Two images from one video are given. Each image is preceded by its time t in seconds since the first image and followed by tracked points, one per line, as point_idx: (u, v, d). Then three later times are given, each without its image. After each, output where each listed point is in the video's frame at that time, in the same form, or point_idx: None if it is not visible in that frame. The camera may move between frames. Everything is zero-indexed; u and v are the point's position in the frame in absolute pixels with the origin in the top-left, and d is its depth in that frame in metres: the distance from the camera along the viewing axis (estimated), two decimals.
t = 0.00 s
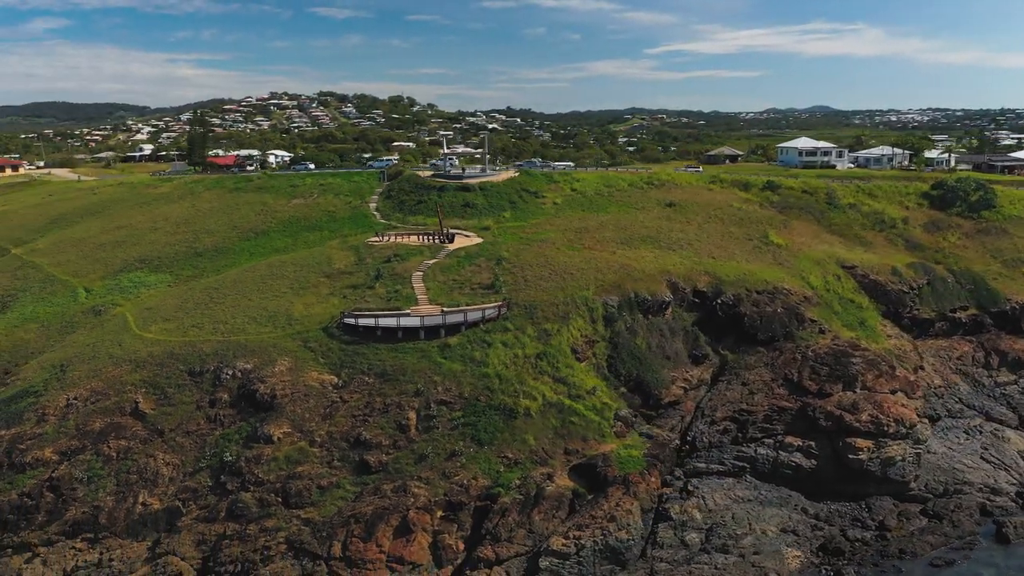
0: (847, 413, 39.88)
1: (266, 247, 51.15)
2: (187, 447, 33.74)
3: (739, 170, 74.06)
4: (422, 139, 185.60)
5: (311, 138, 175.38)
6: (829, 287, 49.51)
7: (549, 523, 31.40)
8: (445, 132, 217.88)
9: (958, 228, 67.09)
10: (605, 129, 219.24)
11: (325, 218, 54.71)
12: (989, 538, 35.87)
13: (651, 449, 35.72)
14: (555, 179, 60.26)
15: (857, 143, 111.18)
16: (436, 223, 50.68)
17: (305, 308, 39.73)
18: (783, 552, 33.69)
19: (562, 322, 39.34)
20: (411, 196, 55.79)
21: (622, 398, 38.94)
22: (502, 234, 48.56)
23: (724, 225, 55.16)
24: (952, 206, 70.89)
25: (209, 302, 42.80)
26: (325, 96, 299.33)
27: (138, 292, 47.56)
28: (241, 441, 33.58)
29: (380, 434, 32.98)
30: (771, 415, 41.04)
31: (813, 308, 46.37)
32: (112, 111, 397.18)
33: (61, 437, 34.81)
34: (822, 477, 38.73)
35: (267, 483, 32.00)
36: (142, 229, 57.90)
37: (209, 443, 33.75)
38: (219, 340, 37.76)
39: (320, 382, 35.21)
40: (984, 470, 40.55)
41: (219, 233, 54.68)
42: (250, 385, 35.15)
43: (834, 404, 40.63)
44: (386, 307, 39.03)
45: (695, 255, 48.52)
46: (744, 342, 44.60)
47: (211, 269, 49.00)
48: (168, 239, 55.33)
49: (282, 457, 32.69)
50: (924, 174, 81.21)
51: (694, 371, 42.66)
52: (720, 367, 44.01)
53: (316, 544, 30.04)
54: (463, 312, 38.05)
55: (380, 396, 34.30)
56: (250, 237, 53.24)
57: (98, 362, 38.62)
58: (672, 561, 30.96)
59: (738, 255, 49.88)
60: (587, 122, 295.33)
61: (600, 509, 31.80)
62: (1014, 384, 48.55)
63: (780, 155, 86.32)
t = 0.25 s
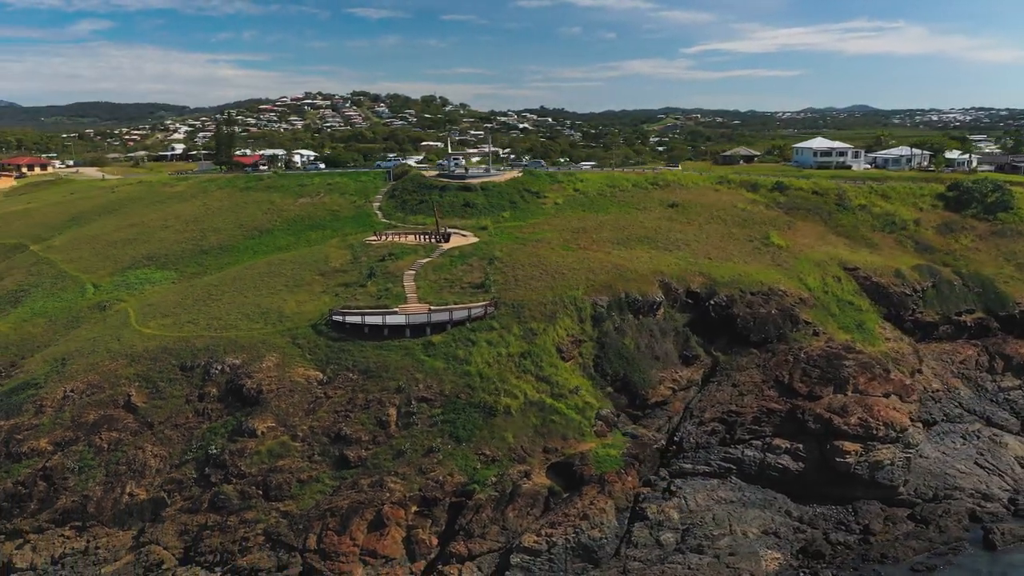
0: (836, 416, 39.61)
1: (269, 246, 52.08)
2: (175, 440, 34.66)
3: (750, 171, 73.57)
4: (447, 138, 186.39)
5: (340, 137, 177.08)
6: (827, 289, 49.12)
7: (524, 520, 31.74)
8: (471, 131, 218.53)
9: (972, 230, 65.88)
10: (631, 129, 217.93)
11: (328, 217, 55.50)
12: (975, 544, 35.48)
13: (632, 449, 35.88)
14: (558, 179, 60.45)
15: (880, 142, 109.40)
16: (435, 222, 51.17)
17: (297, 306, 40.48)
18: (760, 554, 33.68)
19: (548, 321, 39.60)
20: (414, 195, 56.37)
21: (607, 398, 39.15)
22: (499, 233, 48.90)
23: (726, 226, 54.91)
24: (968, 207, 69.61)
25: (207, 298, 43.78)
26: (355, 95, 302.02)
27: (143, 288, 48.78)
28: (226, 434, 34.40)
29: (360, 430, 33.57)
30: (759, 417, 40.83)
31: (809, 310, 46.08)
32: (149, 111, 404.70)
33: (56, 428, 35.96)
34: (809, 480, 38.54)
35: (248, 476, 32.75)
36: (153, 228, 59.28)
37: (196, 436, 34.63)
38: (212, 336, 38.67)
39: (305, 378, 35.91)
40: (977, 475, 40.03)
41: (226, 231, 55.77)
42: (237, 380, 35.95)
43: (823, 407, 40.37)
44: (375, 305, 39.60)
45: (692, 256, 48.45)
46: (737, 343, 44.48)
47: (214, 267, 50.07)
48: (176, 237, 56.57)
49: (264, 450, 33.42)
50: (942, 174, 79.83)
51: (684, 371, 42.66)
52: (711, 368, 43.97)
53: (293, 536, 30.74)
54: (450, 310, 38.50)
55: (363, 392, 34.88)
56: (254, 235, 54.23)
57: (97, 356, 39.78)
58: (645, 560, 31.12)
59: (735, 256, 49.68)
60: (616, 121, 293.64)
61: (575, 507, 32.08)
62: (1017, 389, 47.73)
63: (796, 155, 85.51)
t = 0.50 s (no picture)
0: (828, 419, 39.18)
1: (276, 244, 53.08)
2: (169, 431, 35.66)
3: (765, 172, 72.92)
4: (476, 137, 186.99)
5: (378, 136, 178.29)
6: (830, 292, 48.67)
7: (501, 516, 32.04)
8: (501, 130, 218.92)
9: (991, 231, 64.43)
10: (662, 128, 216.29)
11: (336, 215, 56.32)
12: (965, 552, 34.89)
13: (616, 449, 36.06)
14: (566, 179, 60.64)
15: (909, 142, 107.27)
16: (438, 221, 51.69)
17: (293, 303, 41.33)
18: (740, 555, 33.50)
19: (538, 321, 39.89)
20: (420, 195, 56.97)
21: (596, 399, 39.37)
22: (499, 233, 49.26)
23: (731, 226, 54.62)
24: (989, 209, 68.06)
25: (210, 295, 44.85)
26: (392, 95, 303.84)
27: (152, 284, 50.07)
28: (217, 427, 35.29)
29: (345, 425, 34.21)
30: (751, 419, 40.51)
31: (808, 313, 45.77)
32: (191, 111, 411.67)
33: (57, 417, 37.19)
34: (799, 483, 38.18)
35: (235, 468, 33.54)
36: (169, 225, 60.75)
37: (189, 429, 35.59)
38: (209, 331, 39.67)
39: (296, 373, 36.72)
40: (974, 482, 39.29)
41: (236, 229, 56.96)
42: (230, 374, 36.84)
43: (817, 409, 39.91)
44: (368, 303, 40.23)
45: (691, 257, 48.39)
46: (733, 344, 44.33)
47: (222, 264, 51.23)
48: (189, 234, 57.89)
49: (252, 443, 34.20)
50: (965, 176, 78.19)
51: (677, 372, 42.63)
52: (706, 369, 43.86)
53: (274, 527, 31.47)
54: (440, 308, 39.03)
55: (350, 388, 35.56)
56: (263, 233, 55.29)
57: (101, 349, 41.02)
58: (621, 559, 31.06)
59: (737, 257, 49.43)
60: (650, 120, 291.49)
61: (553, 505, 32.42)
62: None
63: (816, 157, 84.68)
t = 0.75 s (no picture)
0: (829, 424, 38.64)
1: (291, 242, 54.26)
2: (173, 423, 36.87)
3: (789, 173, 71.94)
4: (513, 136, 187.21)
5: (417, 135, 179.91)
6: (840, 295, 47.99)
7: (487, 513, 32.42)
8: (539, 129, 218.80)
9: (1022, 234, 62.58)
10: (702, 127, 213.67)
11: (352, 214, 57.29)
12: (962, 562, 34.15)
13: (607, 449, 36.22)
14: (581, 179, 60.74)
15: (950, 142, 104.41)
16: (449, 221, 52.29)
17: (298, 300, 42.36)
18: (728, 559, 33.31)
19: (536, 321, 40.25)
20: (435, 194, 57.63)
21: (592, 399, 39.57)
22: (507, 233, 49.65)
23: (744, 228, 54.18)
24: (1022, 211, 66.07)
25: (223, 291, 46.13)
26: (434, 95, 306.21)
27: (171, 280, 51.61)
28: (218, 419, 36.39)
29: (338, 420, 35.03)
30: (751, 422, 40.08)
31: (814, 317, 45.30)
32: (240, 110, 420.14)
33: (70, 407, 38.70)
34: (796, 487, 37.72)
35: (232, 459, 34.53)
36: (194, 223, 62.49)
37: (191, 421, 36.76)
38: (216, 326, 40.89)
39: (295, 369, 37.70)
40: (979, 492, 38.41)
41: (256, 226, 58.34)
42: (233, 368, 37.94)
43: (818, 414, 39.37)
44: (370, 300, 40.99)
45: (698, 258, 48.23)
46: (736, 347, 44.05)
47: (239, 261, 52.59)
48: (212, 231, 59.46)
49: (249, 435, 35.19)
50: (1001, 177, 76.01)
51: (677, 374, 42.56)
52: (709, 371, 43.67)
53: (265, 517, 32.35)
54: (438, 307, 39.64)
55: (345, 384, 36.41)
56: (281, 231, 56.54)
57: (116, 341, 42.53)
58: (605, 559, 31.24)
59: (746, 259, 49.08)
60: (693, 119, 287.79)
61: (538, 503, 32.73)
62: None
63: (845, 158, 83.33)
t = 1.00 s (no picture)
0: (837, 430, 37.91)
1: (316, 239, 55.61)
2: (187, 412, 38.30)
3: (823, 173, 70.70)
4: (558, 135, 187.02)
5: (467, 134, 181.00)
6: (859, 300, 47.23)
7: (481, 508, 32.84)
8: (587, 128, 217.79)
9: None
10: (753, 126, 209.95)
11: (377, 212, 58.38)
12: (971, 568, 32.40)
13: (605, 449, 36.45)
14: (605, 180, 60.81)
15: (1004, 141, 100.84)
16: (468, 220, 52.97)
17: (313, 296, 43.57)
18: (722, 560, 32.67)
19: (541, 321, 40.74)
20: (458, 194, 58.39)
21: (596, 399, 39.81)
22: (524, 232, 50.10)
23: (766, 229, 53.61)
24: None
25: (245, 286, 47.61)
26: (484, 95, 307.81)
27: (200, 274, 53.38)
28: (229, 409, 37.69)
29: (342, 414, 36.01)
30: (758, 426, 39.46)
31: (829, 321, 44.73)
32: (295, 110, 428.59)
33: (93, 394, 40.45)
34: (800, 493, 36.91)
35: (238, 449, 35.68)
36: (228, 219, 64.41)
37: (204, 411, 38.16)
38: (234, 321, 42.35)
39: (304, 363, 38.85)
40: (996, 501, 36.75)
41: (285, 224, 59.89)
42: (245, 361, 39.26)
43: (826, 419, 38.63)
44: (381, 297, 41.89)
45: (713, 259, 48.03)
46: (748, 350, 43.64)
47: (265, 257, 54.15)
48: (243, 228, 61.22)
49: (256, 426, 36.35)
50: None
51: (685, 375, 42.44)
52: (719, 373, 43.33)
53: (267, 505, 33.40)
54: (445, 305, 40.42)
55: (350, 379, 37.48)
56: (308, 228, 57.94)
57: (141, 333, 44.29)
58: (596, 557, 31.36)
59: (763, 261, 48.63)
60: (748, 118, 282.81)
61: (532, 499, 33.10)
62: None
63: (886, 159, 81.49)
